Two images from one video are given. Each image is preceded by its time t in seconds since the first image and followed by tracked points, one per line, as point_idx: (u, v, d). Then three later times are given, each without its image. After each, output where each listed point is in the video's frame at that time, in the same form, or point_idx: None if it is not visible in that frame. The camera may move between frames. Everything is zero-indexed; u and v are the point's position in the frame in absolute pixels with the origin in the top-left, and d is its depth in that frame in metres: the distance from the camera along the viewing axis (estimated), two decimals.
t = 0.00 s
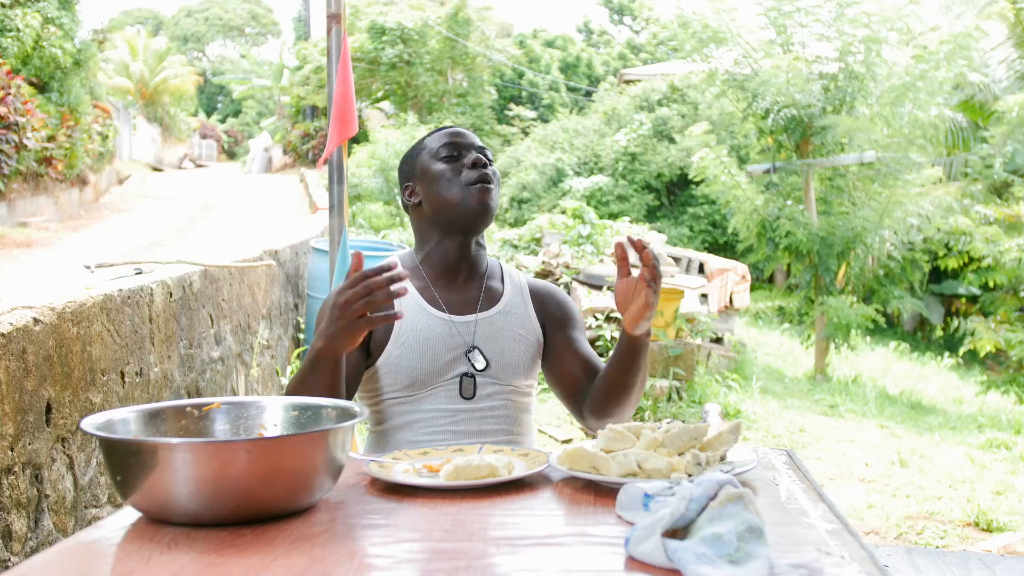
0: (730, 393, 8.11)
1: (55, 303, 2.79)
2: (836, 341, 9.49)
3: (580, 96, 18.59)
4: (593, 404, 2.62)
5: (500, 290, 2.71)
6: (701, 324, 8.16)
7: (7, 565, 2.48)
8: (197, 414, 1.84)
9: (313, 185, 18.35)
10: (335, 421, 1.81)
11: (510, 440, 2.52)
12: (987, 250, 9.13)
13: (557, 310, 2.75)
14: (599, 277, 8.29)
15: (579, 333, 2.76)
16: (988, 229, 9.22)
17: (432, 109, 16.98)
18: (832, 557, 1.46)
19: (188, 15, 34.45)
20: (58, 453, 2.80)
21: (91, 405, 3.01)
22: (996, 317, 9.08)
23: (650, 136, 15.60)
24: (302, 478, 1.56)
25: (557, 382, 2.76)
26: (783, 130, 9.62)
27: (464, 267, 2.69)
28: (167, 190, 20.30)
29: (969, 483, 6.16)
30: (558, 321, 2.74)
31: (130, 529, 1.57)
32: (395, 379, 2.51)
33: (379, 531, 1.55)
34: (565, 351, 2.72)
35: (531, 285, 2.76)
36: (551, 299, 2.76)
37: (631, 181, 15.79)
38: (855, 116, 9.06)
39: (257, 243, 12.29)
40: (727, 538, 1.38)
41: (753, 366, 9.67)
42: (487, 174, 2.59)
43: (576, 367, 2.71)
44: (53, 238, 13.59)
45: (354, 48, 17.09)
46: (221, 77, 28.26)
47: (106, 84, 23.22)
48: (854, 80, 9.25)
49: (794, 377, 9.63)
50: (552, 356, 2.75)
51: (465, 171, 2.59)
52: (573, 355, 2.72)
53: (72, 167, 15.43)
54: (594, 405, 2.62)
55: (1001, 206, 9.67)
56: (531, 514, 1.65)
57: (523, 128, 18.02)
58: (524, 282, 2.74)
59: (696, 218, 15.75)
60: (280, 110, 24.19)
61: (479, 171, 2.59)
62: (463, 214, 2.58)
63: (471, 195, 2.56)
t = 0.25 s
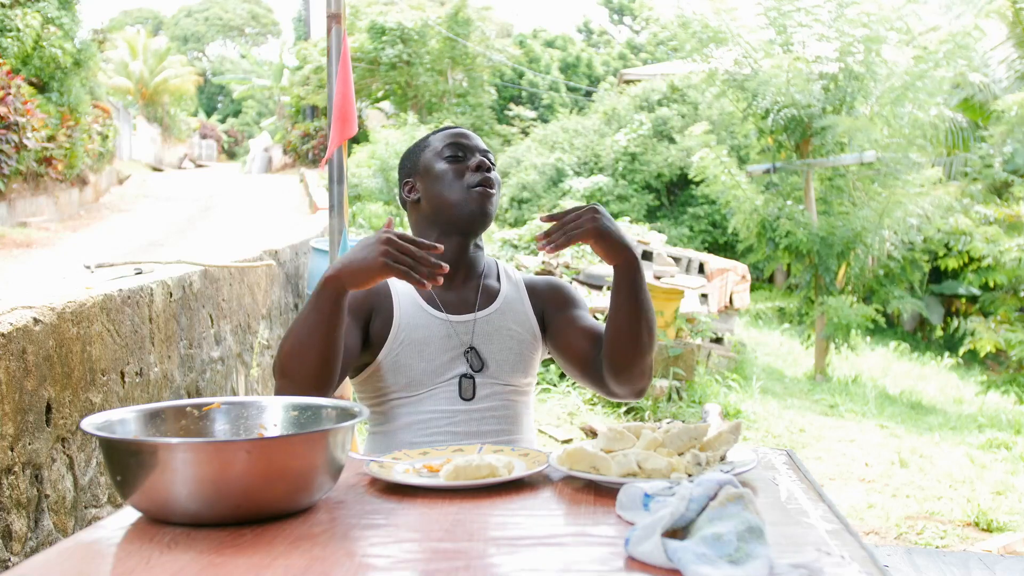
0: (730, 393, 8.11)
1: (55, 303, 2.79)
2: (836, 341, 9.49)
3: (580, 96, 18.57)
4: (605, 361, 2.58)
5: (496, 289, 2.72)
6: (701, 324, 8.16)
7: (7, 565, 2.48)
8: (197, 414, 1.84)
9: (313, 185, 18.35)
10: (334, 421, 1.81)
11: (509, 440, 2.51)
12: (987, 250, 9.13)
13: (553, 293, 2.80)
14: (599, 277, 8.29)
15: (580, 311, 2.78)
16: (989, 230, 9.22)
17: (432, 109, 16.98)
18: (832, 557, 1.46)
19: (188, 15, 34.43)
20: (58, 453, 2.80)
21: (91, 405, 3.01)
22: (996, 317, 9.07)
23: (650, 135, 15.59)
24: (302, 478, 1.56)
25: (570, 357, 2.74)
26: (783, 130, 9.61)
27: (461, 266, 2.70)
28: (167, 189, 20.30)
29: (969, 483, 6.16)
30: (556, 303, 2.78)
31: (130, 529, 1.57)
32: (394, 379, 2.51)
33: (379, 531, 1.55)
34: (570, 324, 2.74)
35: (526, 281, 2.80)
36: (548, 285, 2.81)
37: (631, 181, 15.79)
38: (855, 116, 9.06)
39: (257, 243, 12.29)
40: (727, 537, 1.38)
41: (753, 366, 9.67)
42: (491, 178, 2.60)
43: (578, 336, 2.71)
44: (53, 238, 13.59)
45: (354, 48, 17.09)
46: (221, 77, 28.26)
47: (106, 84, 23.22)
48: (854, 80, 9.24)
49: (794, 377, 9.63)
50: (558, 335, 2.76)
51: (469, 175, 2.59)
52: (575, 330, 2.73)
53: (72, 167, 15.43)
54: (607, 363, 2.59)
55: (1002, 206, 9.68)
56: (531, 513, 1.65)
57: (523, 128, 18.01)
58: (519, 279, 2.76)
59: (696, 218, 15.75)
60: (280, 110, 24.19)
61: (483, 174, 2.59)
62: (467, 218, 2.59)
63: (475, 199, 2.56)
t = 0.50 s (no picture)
0: (730, 393, 8.11)
1: (55, 303, 2.79)
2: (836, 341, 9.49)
3: (580, 96, 18.56)
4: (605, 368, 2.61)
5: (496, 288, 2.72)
6: (701, 324, 8.16)
7: (7, 565, 2.48)
8: (197, 414, 1.84)
9: (313, 185, 18.35)
10: (335, 421, 1.81)
11: (510, 440, 2.51)
12: (987, 249, 9.14)
13: (549, 293, 2.78)
14: (599, 277, 8.28)
15: (575, 312, 2.78)
16: (989, 230, 9.23)
17: (432, 109, 16.99)
18: (832, 557, 1.46)
19: (188, 15, 34.41)
20: (58, 453, 2.80)
21: (91, 405, 3.01)
22: (996, 317, 9.07)
23: (650, 135, 15.60)
24: (303, 478, 1.56)
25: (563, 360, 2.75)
26: (783, 130, 9.61)
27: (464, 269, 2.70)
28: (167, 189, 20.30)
29: (969, 483, 6.16)
30: (554, 304, 2.76)
31: (130, 529, 1.57)
32: (395, 380, 2.51)
33: (378, 531, 1.55)
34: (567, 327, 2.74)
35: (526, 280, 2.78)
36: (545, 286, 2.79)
37: (631, 181, 15.79)
38: (855, 116, 9.06)
39: (257, 243, 12.30)
40: (727, 538, 1.38)
41: (753, 366, 9.67)
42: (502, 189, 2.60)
43: (575, 340, 2.72)
44: (53, 238, 13.60)
45: (354, 48, 17.10)
46: (221, 77, 28.26)
47: (106, 84, 23.22)
48: (854, 80, 9.24)
49: (794, 377, 9.63)
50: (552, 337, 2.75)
51: (481, 187, 2.58)
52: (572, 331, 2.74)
53: (72, 167, 15.43)
54: (602, 370, 2.62)
55: (1002, 207, 9.70)
56: (531, 514, 1.65)
57: (523, 128, 18.01)
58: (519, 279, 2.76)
59: (696, 218, 15.75)
60: (280, 110, 24.19)
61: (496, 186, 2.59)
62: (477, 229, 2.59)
63: (489, 212, 2.56)
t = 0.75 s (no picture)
0: (730, 393, 8.11)
1: (55, 303, 2.79)
2: (836, 341, 9.48)
3: (580, 96, 18.56)
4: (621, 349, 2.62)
5: (492, 286, 2.72)
6: (701, 324, 8.16)
7: (7, 565, 2.48)
8: (197, 414, 1.84)
9: (313, 185, 18.35)
10: (335, 421, 1.81)
11: (511, 437, 2.52)
12: (987, 249, 9.14)
13: (545, 287, 2.81)
14: (599, 277, 8.28)
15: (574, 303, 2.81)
16: (989, 229, 9.23)
17: (432, 109, 17.01)
18: (832, 557, 1.46)
19: (188, 15, 34.38)
20: (58, 453, 2.80)
21: (91, 405, 3.01)
22: (996, 317, 9.07)
23: (650, 135, 15.59)
24: (303, 478, 1.56)
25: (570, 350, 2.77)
26: (784, 130, 9.62)
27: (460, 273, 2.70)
28: (168, 189, 20.30)
29: (969, 483, 6.16)
30: (551, 299, 2.80)
31: (130, 529, 1.57)
32: (395, 378, 2.51)
33: (378, 531, 1.55)
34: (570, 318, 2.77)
35: (520, 277, 2.81)
36: (540, 280, 2.83)
37: (632, 181, 15.80)
38: (855, 116, 9.07)
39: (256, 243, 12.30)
40: (727, 538, 1.38)
41: (753, 366, 9.67)
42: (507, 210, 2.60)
43: (581, 327, 2.74)
44: (53, 239, 13.60)
45: (354, 48, 17.11)
46: (221, 77, 28.25)
47: (106, 84, 23.22)
48: (854, 80, 9.24)
49: (794, 377, 9.63)
50: (556, 330, 2.79)
51: (490, 209, 2.57)
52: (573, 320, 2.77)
53: (72, 167, 15.44)
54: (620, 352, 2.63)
55: (1002, 207, 9.72)
56: (531, 513, 1.65)
57: (523, 128, 18.01)
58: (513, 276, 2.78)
59: (696, 218, 15.75)
60: (280, 109, 24.19)
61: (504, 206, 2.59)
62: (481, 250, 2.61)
63: (497, 236, 2.57)
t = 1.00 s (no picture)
0: (730, 393, 8.11)
1: (55, 303, 2.79)
2: (836, 341, 9.49)
3: (580, 96, 18.55)
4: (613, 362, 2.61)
5: (490, 288, 2.70)
6: (701, 324, 8.17)
7: (7, 565, 2.48)
8: (197, 414, 1.84)
9: (313, 185, 18.35)
10: (335, 421, 1.80)
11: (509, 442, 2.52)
12: (988, 249, 9.13)
13: (546, 293, 2.80)
14: (599, 277, 8.27)
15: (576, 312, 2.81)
16: (989, 229, 9.23)
17: (432, 109, 17.01)
18: (832, 557, 1.46)
19: (188, 15, 34.37)
20: (58, 453, 2.80)
21: (91, 405, 3.01)
22: (996, 317, 9.07)
23: (650, 135, 15.59)
24: (302, 478, 1.56)
25: (566, 359, 2.77)
26: (784, 130, 9.62)
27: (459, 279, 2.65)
28: (168, 190, 20.30)
29: (969, 483, 6.16)
30: (553, 306, 2.79)
31: (130, 529, 1.57)
32: (393, 382, 2.51)
33: (378, 531, 1.55)
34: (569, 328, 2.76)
35: (522, 280, 2.80)
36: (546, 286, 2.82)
37: (631, 181, 15.81)
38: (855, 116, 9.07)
39: (256, 243, 12.29)
40: (727, 538, 1.38)
41: (753, 366, 9.67)
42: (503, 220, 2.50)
43: (577, 340, 2.74)
44: (53, 238, 13.60)
45: (354, 48, 17.12)
46: (221, 77, 28.25)
47: (106, 84, 23.24)
48: (854, 80, 9.25)
49: (794, 377, 9.63)
50: (554, 338, 2.79)
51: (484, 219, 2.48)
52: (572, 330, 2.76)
53: (72, 167, 15.44)
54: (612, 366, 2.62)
55: (1002, 207, 9.72)
56: (531, 514, 1.65)
57: (523, 128, 18.01)
58: (511, 277, 2.76)
59: (696, 218, 15.75)
60: (280, 109, 24.18)
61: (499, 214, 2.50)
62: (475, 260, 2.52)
63: (489, 244, 2.47)
